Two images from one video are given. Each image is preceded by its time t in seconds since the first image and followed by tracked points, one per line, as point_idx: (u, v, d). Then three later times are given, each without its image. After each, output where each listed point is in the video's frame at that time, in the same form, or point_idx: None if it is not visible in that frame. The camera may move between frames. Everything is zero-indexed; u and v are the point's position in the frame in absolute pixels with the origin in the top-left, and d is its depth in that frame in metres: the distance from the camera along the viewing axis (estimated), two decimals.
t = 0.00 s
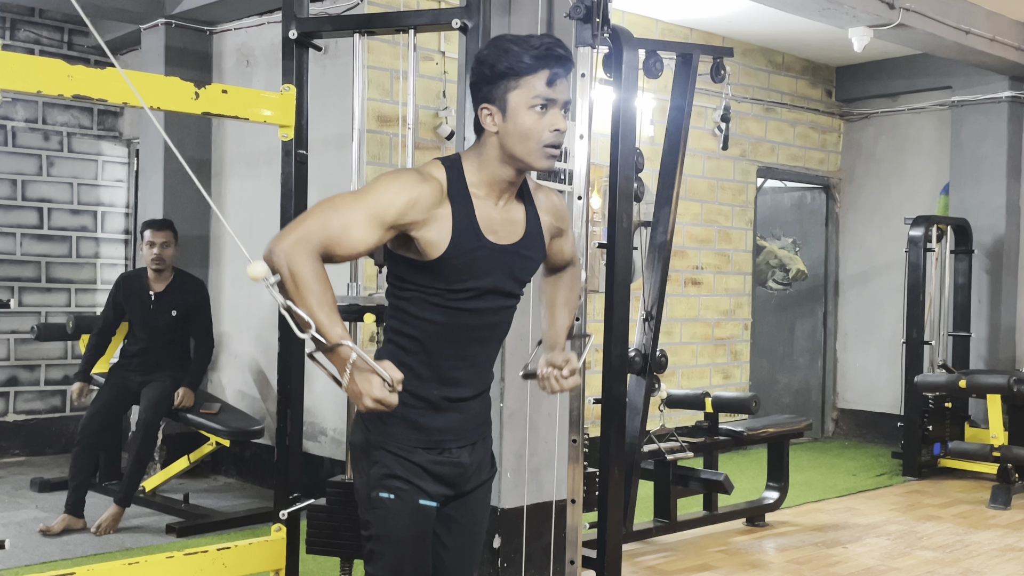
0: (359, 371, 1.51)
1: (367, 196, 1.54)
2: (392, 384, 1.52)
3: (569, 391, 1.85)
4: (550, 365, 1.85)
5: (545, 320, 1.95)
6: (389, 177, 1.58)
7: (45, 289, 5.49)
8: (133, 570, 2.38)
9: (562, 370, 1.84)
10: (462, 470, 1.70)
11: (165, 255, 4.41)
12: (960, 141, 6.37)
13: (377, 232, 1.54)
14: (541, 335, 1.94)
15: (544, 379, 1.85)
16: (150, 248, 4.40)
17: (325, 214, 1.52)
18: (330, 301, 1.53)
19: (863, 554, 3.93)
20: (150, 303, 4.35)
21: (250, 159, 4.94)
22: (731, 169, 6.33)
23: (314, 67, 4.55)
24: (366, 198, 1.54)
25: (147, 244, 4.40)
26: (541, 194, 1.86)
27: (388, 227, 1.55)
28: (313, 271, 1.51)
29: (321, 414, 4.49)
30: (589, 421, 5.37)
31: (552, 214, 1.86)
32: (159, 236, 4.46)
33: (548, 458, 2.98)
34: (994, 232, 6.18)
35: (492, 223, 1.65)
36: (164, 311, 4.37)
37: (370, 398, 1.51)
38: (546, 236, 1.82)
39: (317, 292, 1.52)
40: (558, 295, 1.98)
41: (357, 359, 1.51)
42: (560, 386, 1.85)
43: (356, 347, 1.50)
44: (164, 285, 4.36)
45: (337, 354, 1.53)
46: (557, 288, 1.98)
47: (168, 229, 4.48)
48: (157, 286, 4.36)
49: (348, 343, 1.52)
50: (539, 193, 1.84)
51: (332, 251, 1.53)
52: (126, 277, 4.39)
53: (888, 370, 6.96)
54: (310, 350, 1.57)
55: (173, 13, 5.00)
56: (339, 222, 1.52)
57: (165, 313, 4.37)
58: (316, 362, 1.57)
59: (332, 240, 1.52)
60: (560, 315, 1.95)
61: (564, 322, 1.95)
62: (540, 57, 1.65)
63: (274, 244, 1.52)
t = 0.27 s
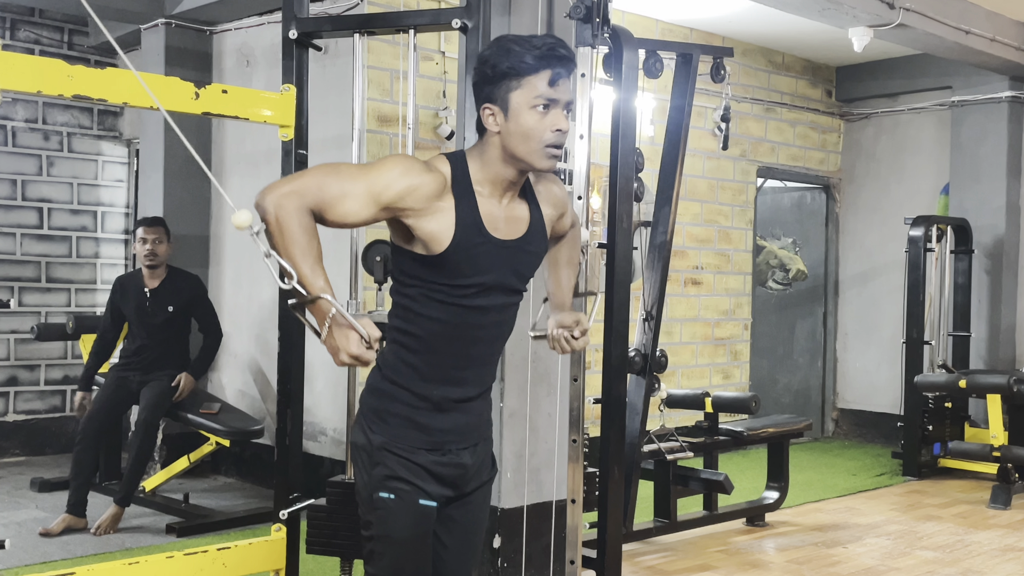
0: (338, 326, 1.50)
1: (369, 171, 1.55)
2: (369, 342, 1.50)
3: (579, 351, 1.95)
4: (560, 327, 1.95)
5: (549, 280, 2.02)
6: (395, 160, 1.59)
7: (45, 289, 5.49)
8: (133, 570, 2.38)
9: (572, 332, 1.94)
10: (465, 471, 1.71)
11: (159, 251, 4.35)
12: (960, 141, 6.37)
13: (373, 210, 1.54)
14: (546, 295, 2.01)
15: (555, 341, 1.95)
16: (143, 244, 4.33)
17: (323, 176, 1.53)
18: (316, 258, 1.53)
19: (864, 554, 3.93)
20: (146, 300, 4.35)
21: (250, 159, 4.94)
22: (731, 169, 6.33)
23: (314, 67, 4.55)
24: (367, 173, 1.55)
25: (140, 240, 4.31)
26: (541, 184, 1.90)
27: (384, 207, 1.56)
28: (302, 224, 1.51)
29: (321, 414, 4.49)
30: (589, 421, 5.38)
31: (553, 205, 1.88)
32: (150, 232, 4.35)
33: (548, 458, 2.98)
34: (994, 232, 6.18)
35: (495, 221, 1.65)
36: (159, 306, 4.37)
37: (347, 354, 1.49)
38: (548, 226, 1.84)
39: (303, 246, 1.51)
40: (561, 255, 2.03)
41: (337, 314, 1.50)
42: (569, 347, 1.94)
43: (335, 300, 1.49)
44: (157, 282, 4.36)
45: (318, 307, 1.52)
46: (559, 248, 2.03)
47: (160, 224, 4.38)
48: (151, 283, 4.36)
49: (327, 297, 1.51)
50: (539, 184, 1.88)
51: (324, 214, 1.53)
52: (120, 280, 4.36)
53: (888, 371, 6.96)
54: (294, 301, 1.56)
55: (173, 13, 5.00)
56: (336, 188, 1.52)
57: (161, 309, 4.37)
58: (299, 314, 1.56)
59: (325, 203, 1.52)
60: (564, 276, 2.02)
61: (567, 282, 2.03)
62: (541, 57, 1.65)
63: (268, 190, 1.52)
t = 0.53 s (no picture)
0: (341, 309, 1.51)
1: (377, 164, 1.58)
2: (372, 326, 1.51)
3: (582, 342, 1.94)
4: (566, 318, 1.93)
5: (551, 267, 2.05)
6: (403, 155, 1.61)
7: (45, 289, 5.49)
8: (133, 570, 2.38)
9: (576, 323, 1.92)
10: (469, 474, 1.71)
11: (154, 250, 4.37)
12: (960, 141, 6.37)
13: (378, 202, 1.56)
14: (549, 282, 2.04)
15: (558, 332, 1.94)
16: (139, 243, 4.35)
17: (332, 164, 1.55)
18: (320, 240, 1.53)
19: (864, 554, 3.93)
20: (141, 300, 4.34)
21: (250, 158, 4.94)
22: (731, 169, 6.33)
23: (314, 67, 4.55)
24: (375, 165, 1.57)
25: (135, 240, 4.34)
26: (548, 182, 1.89)
27: (389, 200, 1.58)
28: (307, 208, 1.52)
29: (321, 414, 4.49)
30: (589, 421, 5.38)
31: (559, 202, 1.88)
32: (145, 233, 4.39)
33: (548, 458, 2.98)
34: (994, 232, 6.18)
35: (501, 221, 1.66)
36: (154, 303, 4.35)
37: (350, 337, 1.51)
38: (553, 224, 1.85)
39: (307, 227, 1.52)
40: (564, 245, 2.05)
41: (341, 297, 1.51)
42: (573, 338, 1.94)
43: (340, 284, 1.50)
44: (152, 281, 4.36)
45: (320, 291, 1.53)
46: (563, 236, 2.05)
47: (155, 224, 4.41)
48: (145, 282, 4.36)
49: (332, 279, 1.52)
50: (546, 181, 1.87)
51: (328, 201, 1.54)
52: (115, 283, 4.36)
53: (888, 371, 6.96)
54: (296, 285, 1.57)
55: (173, 13, 5.00)
56: (343, 177, 1.55)
57: (157, 308, 4.35)
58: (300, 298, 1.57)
59: (330, 190, 1.54)
60: (567, 264, 2.04)
61: (569, 270, 2.06)
62: (547, 58, 1.65)
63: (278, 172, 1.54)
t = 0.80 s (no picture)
0: (376, 388, 1.52)
1: (376, 202, 1.55)
2: (406, 401, 1.54)
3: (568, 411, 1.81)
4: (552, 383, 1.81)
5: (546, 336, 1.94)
6: (396, 180, 1.58)
7: (45, 289, 5.49)
8: (133, 570, 2.38)
9: (561, 389, 1.80)
10: (472, 475, 1.70)
11: (151, 250, 4.36)
12: (960, 141, 6.37)
13: (388, 238, 1.55)
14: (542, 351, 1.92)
15: (544, 398, 1.82)
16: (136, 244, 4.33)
17: (335, 223, 1.53)
18: (346, 317, 1.56)
19: (864, 554, 3.93)
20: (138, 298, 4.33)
21: (250, 158, 4.94)
22: (731, 169, 6.33)
23: (314, 67, 4.55)
24: (374, 204, 1.55)
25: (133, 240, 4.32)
26: (547, 190, 1.87)
27: (398, 231, 1.56)
28: (329, 288, 1.54)
29: (321, 414, 4.49)
30: (589, 421, 5.38)
31: (558, 211, 1.86)
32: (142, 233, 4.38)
33: (548, 459, 2.97)
34: (994, 232, 6.18)
35: (502, 222, 1.65)
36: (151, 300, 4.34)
37: (387, 414, 1.52)
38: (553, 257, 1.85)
39: (334, 310, 1.54)
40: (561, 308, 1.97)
41: (374, 376, 1.53)
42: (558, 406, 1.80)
43: (372, 364, 1.52)
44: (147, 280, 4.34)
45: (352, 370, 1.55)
46: (559, 302, 1.97)
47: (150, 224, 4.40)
48: (141, 281, 4.33)
49: (364, 360, 1.53)
50: (545, 189, 1.86)
51: (347, 264, 1.54)
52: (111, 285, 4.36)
53: (888, 371, 6.96)
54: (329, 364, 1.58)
55: (173, 13, 5.00)
56: (349, 232, 1.53)
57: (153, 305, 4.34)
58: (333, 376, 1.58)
59: (345, 254, 1.53)
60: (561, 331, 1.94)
61: (564, 338, 1.94)
62: (546, 58, 1.65)
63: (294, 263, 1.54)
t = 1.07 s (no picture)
0: (458, 458, 1.57)
1: (388, 240, 1.55)
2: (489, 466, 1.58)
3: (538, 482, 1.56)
4: (518, 453, 1.58)
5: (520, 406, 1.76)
6: (392, 208, 1.57)
7: (45, 289, 5.49)
8: (133, 570, 2.38)
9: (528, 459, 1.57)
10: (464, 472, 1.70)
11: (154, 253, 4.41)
12: (960, 141, 6.38)
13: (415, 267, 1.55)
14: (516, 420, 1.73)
15: (510, 470, 1.57)
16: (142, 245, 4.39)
17: (370, 285, 1.54)
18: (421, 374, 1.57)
19: (864, 554, 3.93)
20: (135, 295, 4.34)
21: (250, 158, 4.94)
22: (731, 169, 6.33)
23: (314, 67, 4.54)
24: (390, 244, 1.54)
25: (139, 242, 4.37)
26: (545, 199, 1.83)
27: (419, 255, 1.56)
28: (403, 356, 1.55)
29: (321, 414, 4.49)
30: (589, 421, 5.38)
31: (553, 220, 1.83)
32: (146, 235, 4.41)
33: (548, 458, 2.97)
34: (994, 232, 6.18)
35: (495, 224, 1.65)
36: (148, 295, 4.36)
37: (471, 482, 1.57)
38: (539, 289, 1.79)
39: (413, 378, 1.55)
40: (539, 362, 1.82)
41: (455, 446, 1.57)
42: (524, 476, 1.56)
43: (453, 436, 1.55)
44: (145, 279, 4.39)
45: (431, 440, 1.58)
46: (535, 367, 1.81)
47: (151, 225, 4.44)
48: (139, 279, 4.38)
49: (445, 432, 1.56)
50: (543, 198, 1.81)
51: (400, 315, 1.55)
52: (109, 286, 4.36)
53: (888, 370, 6.96)
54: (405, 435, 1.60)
55: (173, 13, 5.00)
56: (384, 281, 1.54)
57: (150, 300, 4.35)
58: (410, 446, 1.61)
59: (396, 306, 1.55)
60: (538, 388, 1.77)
61: (540, 407, 1.76)
62: (542, 59, 1.63)
63: (359, 339, 1.56)
